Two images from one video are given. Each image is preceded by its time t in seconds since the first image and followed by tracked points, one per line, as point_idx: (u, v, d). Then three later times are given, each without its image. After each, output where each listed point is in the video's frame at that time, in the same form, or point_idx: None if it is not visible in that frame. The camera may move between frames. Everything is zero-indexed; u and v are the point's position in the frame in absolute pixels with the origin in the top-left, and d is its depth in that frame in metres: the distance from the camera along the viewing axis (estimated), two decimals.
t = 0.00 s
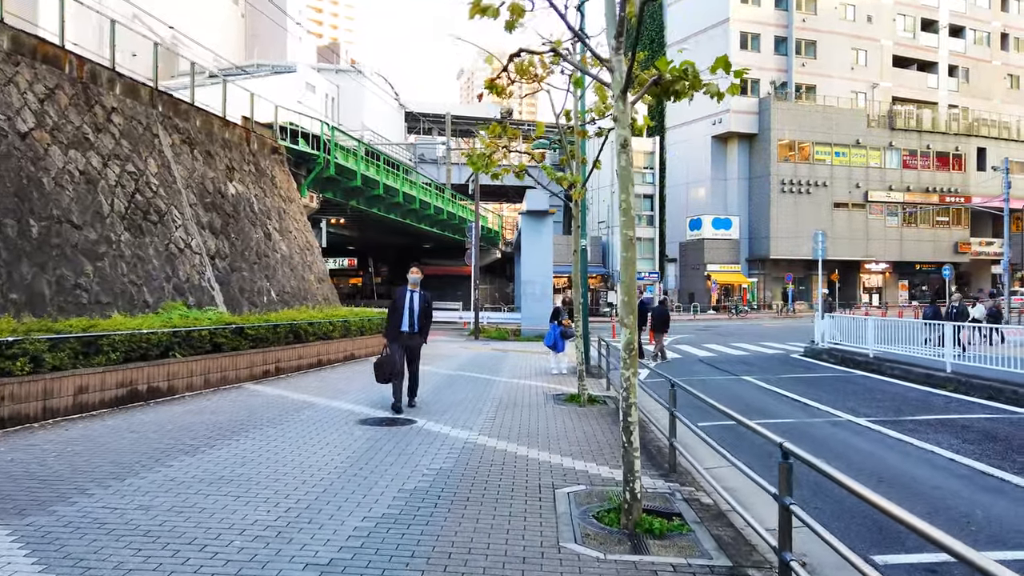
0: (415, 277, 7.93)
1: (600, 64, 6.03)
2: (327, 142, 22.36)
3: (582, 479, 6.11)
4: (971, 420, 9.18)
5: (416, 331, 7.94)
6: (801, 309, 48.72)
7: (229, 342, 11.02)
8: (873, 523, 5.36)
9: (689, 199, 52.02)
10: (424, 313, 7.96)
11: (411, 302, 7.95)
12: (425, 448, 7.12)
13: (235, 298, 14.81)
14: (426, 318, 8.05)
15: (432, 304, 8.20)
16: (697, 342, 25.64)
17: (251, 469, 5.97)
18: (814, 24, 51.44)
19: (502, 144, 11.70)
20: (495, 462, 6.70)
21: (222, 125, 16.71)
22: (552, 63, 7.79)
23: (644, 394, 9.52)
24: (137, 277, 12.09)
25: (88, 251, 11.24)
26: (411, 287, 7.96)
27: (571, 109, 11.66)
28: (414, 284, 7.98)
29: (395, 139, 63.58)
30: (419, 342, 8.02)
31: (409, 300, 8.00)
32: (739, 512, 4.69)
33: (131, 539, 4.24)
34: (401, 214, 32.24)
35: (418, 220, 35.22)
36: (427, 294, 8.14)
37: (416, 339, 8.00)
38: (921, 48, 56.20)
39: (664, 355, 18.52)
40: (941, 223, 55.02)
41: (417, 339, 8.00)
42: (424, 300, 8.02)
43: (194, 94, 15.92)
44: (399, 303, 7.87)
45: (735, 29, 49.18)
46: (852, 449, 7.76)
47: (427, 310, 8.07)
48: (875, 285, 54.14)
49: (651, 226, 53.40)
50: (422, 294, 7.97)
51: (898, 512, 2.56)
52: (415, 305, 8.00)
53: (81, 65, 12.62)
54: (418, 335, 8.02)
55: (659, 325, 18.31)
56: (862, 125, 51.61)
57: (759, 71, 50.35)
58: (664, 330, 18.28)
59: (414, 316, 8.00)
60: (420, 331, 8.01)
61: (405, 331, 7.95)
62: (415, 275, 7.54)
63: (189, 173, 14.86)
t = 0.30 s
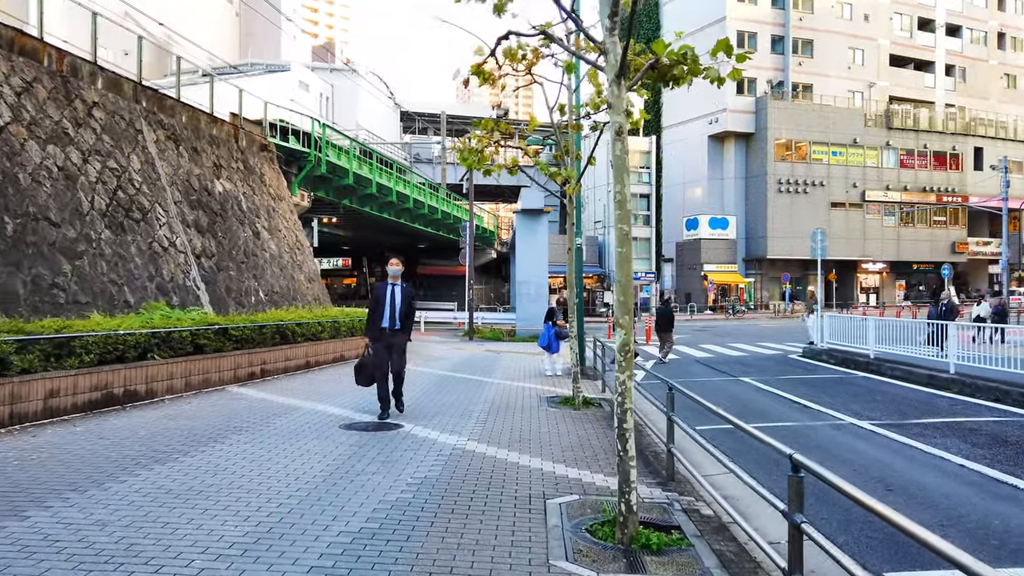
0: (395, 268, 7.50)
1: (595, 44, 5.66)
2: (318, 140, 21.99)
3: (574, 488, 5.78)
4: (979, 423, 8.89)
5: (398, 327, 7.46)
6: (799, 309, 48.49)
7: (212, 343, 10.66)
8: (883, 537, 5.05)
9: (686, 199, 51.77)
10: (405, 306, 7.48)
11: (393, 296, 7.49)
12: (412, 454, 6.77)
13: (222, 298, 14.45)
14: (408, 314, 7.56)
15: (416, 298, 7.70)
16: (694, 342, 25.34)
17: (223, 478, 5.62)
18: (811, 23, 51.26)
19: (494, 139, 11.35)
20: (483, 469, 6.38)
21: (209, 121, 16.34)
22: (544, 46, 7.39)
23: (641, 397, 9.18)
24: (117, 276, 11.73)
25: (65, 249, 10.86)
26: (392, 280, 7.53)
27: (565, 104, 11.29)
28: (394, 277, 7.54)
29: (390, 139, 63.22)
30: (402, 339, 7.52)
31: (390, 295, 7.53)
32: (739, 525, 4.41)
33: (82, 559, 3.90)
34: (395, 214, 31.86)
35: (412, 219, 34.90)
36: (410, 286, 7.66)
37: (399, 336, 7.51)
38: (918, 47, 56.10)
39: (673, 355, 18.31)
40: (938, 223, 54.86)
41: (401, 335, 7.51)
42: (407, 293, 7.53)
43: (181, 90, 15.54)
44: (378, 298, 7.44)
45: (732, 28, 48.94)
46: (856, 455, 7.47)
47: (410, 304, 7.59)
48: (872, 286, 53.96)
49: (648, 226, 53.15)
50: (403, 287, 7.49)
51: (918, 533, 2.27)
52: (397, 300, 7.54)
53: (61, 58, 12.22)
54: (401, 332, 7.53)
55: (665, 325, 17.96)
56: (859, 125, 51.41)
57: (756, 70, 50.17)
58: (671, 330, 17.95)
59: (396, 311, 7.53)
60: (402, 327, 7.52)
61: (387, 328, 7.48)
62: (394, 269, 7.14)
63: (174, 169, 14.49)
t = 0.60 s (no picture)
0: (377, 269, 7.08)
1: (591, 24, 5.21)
2: (309, 137, 21.54)
3: (570, 503, 5.37)
4: (992, 428, 8.54)
5: (379, 334, 6.96)
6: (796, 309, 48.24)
7: (194, 345, 10.24)
8: (905, 557, 4.66)
9: (682, 198, 51.50)
10: (387, 311, 6.97)
11: (374, 301, 7.00)
12: (398, 465, 6.35)
13: (208, 298, 14.03)
14: (391, 320, 7.04)
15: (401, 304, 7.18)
16: (692, 343, 25.01)
17: (191, 492, 5.20)
18: (807, 22, 51.02)
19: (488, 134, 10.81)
20: (471, 481, 5.97)
21: (195, 117, 15.90)
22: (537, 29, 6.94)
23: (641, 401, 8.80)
24: (96, 275, 11.30)
25: (41, 248, 10.42)
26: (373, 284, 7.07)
27: (561, 97, 10.71)
28: (377, 280, 7.08)
29: (385, 138, 62.81)
30: (385, 348, 7.00)
31: (372, 300, 7.04)
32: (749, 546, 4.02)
33: None
34: (388, 213, 31.40)
35: (406, 219, 34.51)
36: (395, 290, 7.15)
37: (381, 343, 6.99)
38: (915, 46, 55.99)
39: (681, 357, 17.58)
40: (935, 223, 54.72)
41: (382, 343, 6.98)
42: (390, 297, 7.02)
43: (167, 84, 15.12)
44: (359, 304, 6.97)
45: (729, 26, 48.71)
46: (868, 463, 7.09)
47: (394, 310, 7.08)
48: (869, 286, 53.78)
49: (644, 226, 52.85)
50: (386, 291, 7.00)
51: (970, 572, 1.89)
52: (380, 305, 7.04)
53: (39, 49, 11.75)
54: (383, 339, 7.01)
55: (672, 326, 17.27)
56: (856, 124, 51.19)
57: (752, 70, 49.92)
58: (679, 331, 17.24)
59: (378, 316, 7.02)
60: (385, 334, 7.01)
61: (368, 336, 6.99)
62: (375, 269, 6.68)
63: (158, 166, 14.05)
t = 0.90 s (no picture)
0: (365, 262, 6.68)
1: None
2: (303, 134, 21.18)
3: (570, 518, 5.02)
4: (1009, 434, 8.19)
5: (367, 332, 6.56)
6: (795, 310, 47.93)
7: (178, 346, 9.87)
8: None
9: (681, 197, 51.17)
10: (375, 307, 6.57)
11: (362, 295, 6.60)
12: (387, 475, 5.99)
13: (196, 297, 13.64)
14: (380, 317, 6.63)
15: (391, 299, 6.78)
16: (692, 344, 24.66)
17: (161, 507, 4.83)
18: (807, 21, 50.78)
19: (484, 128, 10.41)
20: (463, 493, 5.60)
21: (184, 112, 15.52)
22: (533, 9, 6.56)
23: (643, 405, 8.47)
24: (79, 274, 10.93)
25: (20, 245, 10.03)
26: (362, 278, 6.67)
27: (559, 90, 10.29)
28: (365, 273, 6.68)
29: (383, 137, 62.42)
30: (372, 346, 6.59)
31: (359, 295, 6.63)
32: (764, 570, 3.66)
33: None
34: (384, 212, 31.02)
35: (402, 218, 34.14)
36: (385, 284, 6.75)
37: (368, 342, 6.58)
38: (915, 45, 55.75)
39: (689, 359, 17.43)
40: (935, 223, 54.45)
41: (369, 342, 6.57)
42: (378, 291, 6.62)
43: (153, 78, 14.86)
44: (345, 300, 6.56)
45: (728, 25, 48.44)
46: (882, 472, 6.74)
47: (384, 305, 6.68)
48: (868, 286, 53.48)
49: (642, 225, 52.51)
50: (375, 284, 6.61)
51: None
52: (367, 300, 6.64)
53: (21, 40, 11.36)
54: (370, 337, 6.60)
55: (683, 325, 17.03)
56: (856, 123, 50.88)
57: (751, 68, 49.55)
58: (690, 330, 17.00)
59: (366, 313, 6.61)
60: (373, 332, 6.61)
61: (354, 334, 6.58)
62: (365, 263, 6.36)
63: (145, 161, 13.68)
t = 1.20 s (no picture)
0: (339, 266, 5.94)
1: None
2: (297, 131, 20.77)
3: (571, 538, 4.63)
4: None
5: (348, 344, 5.87)
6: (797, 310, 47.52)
7: (162, 349, 9.47)
8: None
9: (682, 197, 50.77)
10: (357, 317, 5.88)
11: (340, 304, 5.88)
12: (374, 488, 5.61)
13: (186, 297, 13.24)
14: (361, 327, 5.94)
15: (371, 306, 6.10)
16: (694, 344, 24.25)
17: (127, 527, 4.44)
18: (809, 19, 50.40)
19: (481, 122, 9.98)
20: (454, 509, 5.22)
21: (174, 108, 15.14)
22: None
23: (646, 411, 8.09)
24: (61, 274, 10.54)
25: None
26: (337, 284, 5.94)
27: (558, 84, 9.89)
28: (341, 279, 5.96)
29: (382, 137, 62.09)
30: (355, 360, 5.91)
31: (336, 303, 5.89)
32: None
33: None
34: (381, 211, 30.62)
35: (400, 217, 33.76)
36: (364, 290, 6.05)
37: (351, 355, 5.90)
38: (918, 44, 55.34)
39: (700, 359, 17.15)
40: (938, 223, 54.06)
41: (352, 356, 5.89)
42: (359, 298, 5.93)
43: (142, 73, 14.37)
44: (323, 309, 5.80)
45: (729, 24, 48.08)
46: (903, 484, 6.32)
47: (365, 314, 5.98)
48: (871, 286, 53.02)
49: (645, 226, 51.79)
50: (356, 291, 5.92)
51: None
52: (345, 308, 5.91)
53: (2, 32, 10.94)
54: (353, 351, 5.90)
55: (695, 326, 16.62)
56: (858, 122, 50.44)
57: (752, 67, 48.97)
58: (702, 331, 16.62)
59: (345, 323, 5.88)
60: (355, 345, 5.92)
61: (334, 348, 5.83)
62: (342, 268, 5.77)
63: (132, 158, 13.26)
